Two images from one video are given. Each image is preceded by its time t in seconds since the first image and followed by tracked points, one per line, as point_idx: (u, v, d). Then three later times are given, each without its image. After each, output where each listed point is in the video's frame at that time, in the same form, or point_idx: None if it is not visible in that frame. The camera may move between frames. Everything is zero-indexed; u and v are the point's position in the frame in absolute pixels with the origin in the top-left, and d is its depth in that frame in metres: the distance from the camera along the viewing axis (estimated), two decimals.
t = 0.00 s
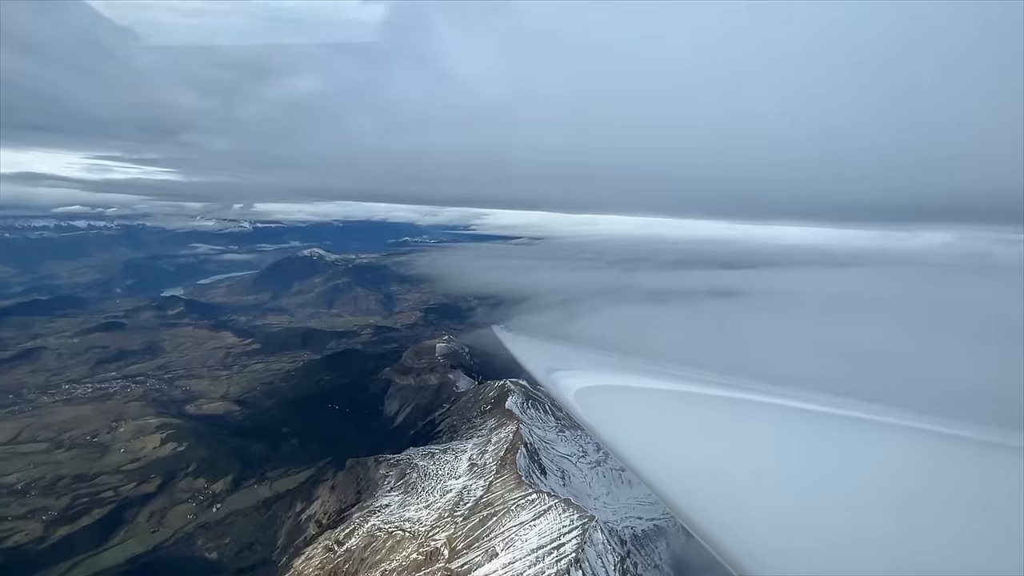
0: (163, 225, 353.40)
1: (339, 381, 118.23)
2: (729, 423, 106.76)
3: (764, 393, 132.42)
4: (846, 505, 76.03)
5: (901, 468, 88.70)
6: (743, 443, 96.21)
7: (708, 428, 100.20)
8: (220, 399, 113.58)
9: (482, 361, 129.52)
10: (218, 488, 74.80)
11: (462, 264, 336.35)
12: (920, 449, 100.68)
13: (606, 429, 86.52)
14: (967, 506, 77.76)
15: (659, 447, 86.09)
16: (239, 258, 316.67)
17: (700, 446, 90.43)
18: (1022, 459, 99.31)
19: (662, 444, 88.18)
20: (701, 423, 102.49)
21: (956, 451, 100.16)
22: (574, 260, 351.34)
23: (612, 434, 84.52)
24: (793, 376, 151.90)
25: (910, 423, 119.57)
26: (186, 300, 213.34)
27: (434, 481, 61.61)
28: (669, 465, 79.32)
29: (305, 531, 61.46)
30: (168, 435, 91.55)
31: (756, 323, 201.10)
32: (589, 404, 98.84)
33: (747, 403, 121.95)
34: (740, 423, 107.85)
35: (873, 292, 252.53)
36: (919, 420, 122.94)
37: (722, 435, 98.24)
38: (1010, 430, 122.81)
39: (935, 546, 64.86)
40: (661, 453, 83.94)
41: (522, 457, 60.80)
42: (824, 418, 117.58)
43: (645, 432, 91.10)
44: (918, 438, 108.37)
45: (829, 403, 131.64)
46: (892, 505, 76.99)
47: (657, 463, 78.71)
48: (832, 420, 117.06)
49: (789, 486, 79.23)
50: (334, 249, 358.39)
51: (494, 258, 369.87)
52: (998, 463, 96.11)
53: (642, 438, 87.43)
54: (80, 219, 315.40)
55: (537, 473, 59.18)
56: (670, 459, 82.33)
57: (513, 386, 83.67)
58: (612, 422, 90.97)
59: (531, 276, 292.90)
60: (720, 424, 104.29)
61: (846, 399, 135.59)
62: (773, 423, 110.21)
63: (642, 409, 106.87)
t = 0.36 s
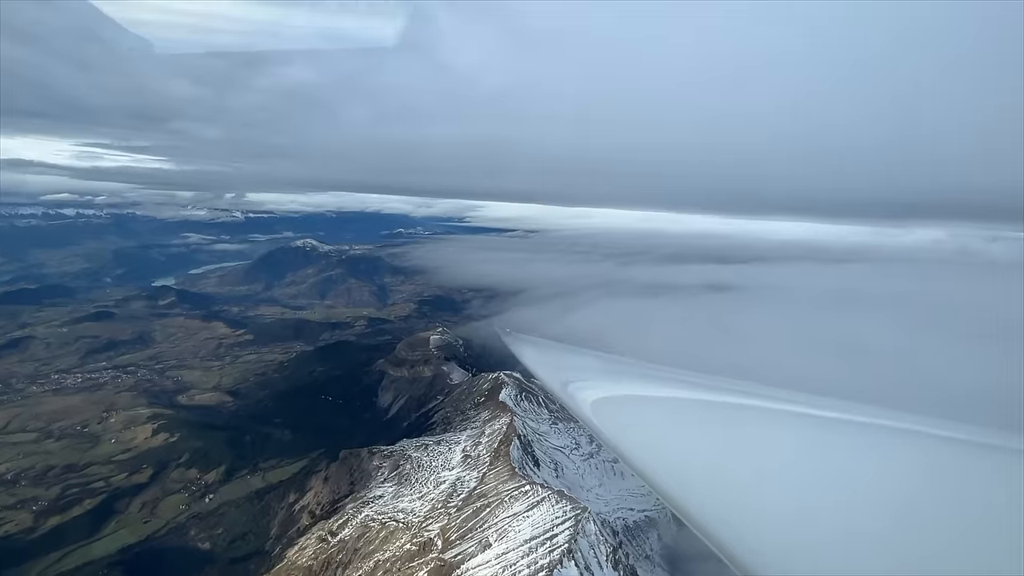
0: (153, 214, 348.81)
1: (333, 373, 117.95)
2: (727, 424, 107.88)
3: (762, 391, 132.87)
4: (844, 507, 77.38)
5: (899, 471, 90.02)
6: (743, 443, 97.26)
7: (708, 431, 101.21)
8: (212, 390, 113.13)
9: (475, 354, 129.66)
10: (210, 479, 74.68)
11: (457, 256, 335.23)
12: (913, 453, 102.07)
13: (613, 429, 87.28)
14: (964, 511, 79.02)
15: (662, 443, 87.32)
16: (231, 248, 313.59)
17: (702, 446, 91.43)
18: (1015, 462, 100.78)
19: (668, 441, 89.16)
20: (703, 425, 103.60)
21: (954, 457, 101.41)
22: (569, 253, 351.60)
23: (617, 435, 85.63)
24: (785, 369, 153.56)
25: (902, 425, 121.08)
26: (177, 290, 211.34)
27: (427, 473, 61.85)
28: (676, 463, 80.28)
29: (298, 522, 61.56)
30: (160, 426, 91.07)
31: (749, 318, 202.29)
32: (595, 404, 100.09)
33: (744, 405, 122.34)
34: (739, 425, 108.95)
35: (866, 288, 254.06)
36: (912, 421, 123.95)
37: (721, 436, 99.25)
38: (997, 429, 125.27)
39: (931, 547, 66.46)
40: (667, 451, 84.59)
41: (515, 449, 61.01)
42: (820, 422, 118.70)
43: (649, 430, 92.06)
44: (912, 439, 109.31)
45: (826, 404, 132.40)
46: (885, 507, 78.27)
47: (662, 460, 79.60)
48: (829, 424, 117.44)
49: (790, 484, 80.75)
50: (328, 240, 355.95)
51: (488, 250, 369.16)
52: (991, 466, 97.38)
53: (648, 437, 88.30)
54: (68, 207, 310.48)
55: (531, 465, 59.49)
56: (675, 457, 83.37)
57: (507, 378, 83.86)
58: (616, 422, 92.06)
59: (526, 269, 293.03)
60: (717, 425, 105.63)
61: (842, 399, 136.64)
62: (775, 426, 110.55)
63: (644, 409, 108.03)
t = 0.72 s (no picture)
0: (141, 202, 343.11)
1: (324, 364, 117.35)
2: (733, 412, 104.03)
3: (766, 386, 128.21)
4: (864, 514, 66.36)
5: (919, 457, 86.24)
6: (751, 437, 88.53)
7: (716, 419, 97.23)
8: (201, 381, 112.33)
9: (468, 347, 129.70)
10: (200, 470, 74.35)
11: (450, 248, 333.96)
12: (940, 448, 93.60)
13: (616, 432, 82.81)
14: (993, 513, 67.93)
15: (664, 441, 81.05)
16: (221, 237, 309.64)
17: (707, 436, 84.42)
18: None
19: (671, 435, 82.89)
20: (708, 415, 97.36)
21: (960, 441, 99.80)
22: (562, 245, 351.59)
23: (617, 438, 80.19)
24: (776, 360, 154.86)
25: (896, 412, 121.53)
26: (165, 279, 208.68)
27: (419, 464, 62.06)
28: (678, 461, 74.29)
29: (289, 512, 61.59)
30: (149, 416, 90.33)
31: (740, 311, 203.69)
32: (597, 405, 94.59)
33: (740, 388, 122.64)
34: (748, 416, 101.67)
35: (855, 283, 256.93)
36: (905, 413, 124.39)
37: (728, 429, 91.30)
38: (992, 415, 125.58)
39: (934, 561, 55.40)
40: (670, 449, 78.56)
41: (507, 441, 61.29)
42: (827, 408, 117.29)
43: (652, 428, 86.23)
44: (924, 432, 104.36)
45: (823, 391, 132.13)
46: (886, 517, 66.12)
47: (664, 461, 73.93)
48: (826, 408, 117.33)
49: (796, 479, 72.70)
50: (319, 230, 352.61)
51: (481, 242, 367.92)
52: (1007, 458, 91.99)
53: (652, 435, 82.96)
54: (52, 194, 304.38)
55: (522, 456, 59.87)
56: (677, 453, 77.14)
57: (499, 370, 84.07)
58: (622, 424, 87.44)
59: (519, 262, 292.80)
60: (722, 413, 101.68)
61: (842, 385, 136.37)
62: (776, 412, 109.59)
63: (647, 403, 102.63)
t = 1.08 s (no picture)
0: (126, 192, 336.86)
1: (315, 357, 116.81)
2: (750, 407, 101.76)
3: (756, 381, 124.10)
4: (865, 522, 62.27)
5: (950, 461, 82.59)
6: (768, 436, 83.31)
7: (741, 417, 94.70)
8: (190, 373, 111.26)
9: (459, 339, 129.70)
10: (190, 462, 73.85)
11: (442, 240, 332.36)
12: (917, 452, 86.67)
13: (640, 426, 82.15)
14: (998, 522, 65.61)
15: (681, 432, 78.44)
16: (209, 228, 305.35)
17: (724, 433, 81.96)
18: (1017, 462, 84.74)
19: (694, 429, 80.67)
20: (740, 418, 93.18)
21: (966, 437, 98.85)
22: (555, 238, 351.49)
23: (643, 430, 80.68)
24: (767, 352, 155.91)
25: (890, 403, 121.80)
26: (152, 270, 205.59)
27: (411, 455, 62.21)
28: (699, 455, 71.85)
29: (280, 504, 61.46)
30: (136, 408, 89.33)
31: (731, 305, 205.13)
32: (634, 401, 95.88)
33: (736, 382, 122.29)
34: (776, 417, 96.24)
35: (844, 279, 259.81)
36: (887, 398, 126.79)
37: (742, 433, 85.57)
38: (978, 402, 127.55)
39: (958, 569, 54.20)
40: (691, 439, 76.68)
41: (499, 432, 61.44)
42: (838, 399, 116.77)
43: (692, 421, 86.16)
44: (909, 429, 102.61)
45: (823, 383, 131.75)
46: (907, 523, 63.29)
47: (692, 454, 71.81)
48: (825, 401, 116.91)
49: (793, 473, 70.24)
50: (309, 221, 348.99)
51: (474, 234, 366.58)
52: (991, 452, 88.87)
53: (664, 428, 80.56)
54: (34, 181, 297.31)
55: (514, 447, 60.19)
56: (694, 447, 73.57)
57: (490, 362, 84.11)
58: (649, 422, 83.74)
59: (511, 254, 292.40)
60: (744, 408, 101.37)
61: (839, 378, 136.67)
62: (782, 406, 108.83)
63: (677, 396, 102.04)
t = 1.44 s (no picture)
0: (110, 182, 329.78)
1: (304, 349, 115.98)
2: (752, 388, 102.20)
3: (750, 373, 126.21)
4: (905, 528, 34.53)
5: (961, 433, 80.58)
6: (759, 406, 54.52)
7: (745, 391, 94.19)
8: (177, 366, 109.92)
9: (450, 331, 129.54)
10: (178, 456, 73.23)
11: (433, 232, 330.63)
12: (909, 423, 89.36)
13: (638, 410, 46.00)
14: None
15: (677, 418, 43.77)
16: (196, 220, 300.56)
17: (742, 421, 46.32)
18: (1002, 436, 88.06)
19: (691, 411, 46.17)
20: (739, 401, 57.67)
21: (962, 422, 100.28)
22: (547, 231, 352.05)
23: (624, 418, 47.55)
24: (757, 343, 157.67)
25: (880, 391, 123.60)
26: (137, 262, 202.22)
27: (403, 448, 62.26)
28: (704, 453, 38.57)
29: (272, 497, 61.36)
30: (122, 402, 88.13)
31: (721, 299, 206.83)
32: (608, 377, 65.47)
33: (731, 373, 123.57)
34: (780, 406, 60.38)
35: (831, 273, 263.17)
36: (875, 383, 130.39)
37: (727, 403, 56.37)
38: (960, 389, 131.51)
39: None
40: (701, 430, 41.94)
41: (491, 424, 61.60)
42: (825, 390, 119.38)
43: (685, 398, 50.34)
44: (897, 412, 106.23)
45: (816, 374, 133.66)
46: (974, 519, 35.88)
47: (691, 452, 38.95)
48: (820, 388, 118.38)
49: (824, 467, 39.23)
50: (298, 213, 345.09)
51: (465, 227, 365.73)
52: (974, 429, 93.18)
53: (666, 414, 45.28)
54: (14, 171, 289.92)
55: (506, 439, 60.44)
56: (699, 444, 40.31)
57: (482, 354, 84.08)
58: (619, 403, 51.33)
59: (503, 247, 292.38)
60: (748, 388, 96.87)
61: (825, 370, 139.91)
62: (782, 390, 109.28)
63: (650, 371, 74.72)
